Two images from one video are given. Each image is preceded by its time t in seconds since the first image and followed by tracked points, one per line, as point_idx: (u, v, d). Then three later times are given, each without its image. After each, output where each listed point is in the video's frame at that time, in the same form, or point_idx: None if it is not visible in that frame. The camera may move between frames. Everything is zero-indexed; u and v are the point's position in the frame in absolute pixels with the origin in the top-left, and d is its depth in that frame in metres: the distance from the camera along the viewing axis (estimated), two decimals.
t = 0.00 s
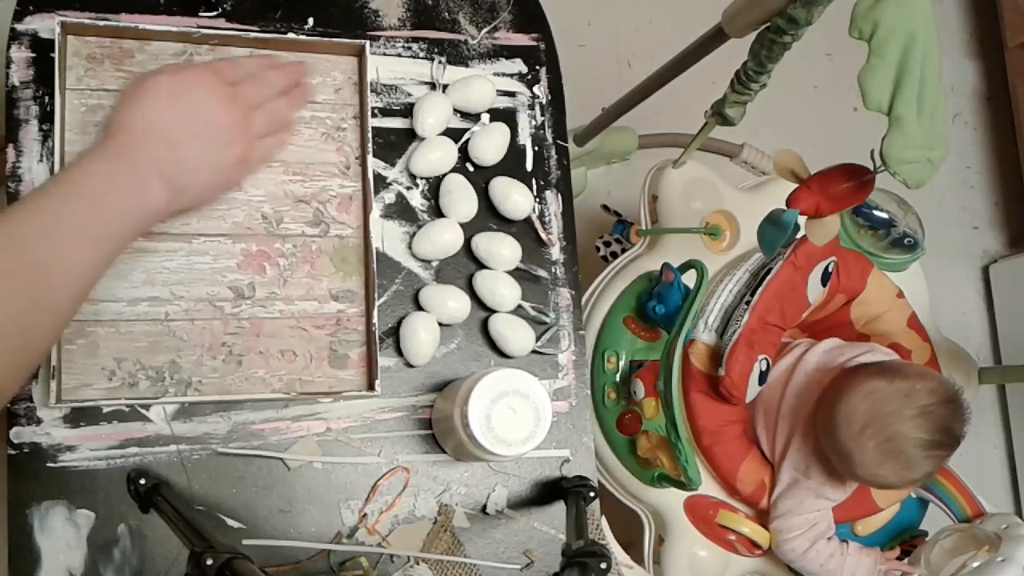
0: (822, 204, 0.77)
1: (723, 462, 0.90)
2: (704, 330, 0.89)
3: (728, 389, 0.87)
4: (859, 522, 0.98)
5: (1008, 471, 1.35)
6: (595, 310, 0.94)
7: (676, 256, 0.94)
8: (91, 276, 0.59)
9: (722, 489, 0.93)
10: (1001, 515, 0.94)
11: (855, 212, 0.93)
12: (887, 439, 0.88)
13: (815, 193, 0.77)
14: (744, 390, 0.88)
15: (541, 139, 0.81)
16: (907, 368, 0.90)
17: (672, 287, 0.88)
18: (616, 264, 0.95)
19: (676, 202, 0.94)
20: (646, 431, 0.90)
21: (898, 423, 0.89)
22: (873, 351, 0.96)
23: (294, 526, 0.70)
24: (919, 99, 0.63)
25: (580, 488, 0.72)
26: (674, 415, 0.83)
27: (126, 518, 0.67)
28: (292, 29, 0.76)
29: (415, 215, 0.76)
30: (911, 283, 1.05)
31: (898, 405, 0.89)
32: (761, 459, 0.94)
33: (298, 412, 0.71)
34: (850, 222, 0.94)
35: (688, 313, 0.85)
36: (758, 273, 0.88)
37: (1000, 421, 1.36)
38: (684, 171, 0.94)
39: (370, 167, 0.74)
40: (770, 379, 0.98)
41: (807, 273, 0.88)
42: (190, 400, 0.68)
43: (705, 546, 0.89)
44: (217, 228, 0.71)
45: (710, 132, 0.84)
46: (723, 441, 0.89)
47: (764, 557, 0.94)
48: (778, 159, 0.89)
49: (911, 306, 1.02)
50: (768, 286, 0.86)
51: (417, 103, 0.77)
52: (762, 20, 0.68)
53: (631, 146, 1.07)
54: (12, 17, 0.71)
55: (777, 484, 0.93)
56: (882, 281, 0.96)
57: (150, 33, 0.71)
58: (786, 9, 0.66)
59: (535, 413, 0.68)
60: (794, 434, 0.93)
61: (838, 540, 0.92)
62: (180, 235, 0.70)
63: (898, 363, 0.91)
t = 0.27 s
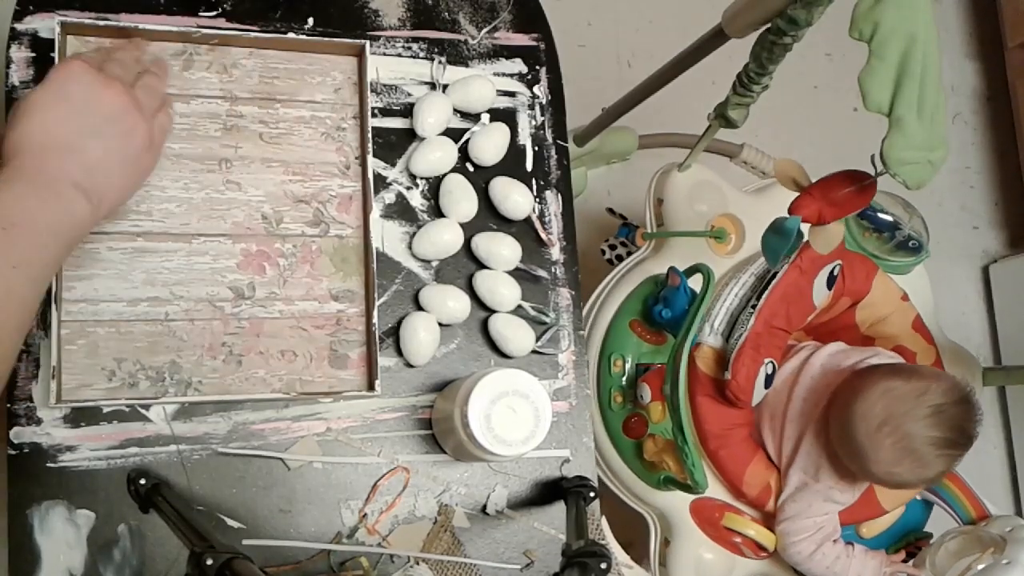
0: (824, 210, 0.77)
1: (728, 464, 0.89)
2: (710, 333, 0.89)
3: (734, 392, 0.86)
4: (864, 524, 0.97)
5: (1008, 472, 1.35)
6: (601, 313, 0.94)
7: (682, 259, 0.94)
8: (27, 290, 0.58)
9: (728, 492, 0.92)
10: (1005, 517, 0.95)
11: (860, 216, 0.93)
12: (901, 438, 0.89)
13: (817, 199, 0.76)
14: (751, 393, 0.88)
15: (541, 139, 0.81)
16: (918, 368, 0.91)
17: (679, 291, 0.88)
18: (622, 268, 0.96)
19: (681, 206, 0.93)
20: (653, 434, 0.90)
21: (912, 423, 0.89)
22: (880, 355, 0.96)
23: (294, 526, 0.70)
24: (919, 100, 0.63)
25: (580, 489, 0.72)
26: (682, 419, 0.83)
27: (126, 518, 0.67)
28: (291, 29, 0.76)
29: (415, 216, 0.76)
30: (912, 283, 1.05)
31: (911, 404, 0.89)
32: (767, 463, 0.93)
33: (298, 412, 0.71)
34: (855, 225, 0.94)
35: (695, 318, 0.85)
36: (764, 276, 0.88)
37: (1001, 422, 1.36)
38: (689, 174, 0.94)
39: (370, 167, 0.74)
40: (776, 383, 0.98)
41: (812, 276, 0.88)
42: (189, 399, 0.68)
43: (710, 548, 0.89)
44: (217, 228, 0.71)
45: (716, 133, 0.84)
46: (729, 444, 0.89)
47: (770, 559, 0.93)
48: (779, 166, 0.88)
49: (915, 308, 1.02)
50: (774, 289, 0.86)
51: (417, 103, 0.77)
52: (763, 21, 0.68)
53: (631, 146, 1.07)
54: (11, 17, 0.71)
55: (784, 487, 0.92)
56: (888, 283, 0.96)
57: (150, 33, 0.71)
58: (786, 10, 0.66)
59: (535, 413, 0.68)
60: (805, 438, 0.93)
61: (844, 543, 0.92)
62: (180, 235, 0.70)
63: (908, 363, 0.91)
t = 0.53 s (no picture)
0: (822, 207, 0.77)
1: (730, 466, 0.89)
2: (711, 336, 0.89)
3: (734, 396, 0.86)
4: (866, 526, 0.97)
5: (1008, 472, 1.35)
6: (601, 318, 0.94)
7: (682, 263, 0.94)
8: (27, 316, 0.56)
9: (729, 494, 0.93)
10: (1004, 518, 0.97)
11: (859, 217, 0.93)
12: (904, 425, 0.89)
13: (815, 197, 0.76)
14: (751, 397, 0.88)
15: (541, 139, 0.81)
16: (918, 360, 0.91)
17: (678, 295, 0.88)
18: (622, 271, 0.95)
19: (681, 209, 0.94)
20: (653, 438, 0.90)
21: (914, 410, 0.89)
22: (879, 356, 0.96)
23: (294, 526, 0.70)
24: (919, 102, 0.63)
25: (580, 488, 0.73)
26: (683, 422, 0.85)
27: (126, 518, 0.67)
28: (292, 29, 0.76)
29: (415, 216, 0.76)
30: (911, 284, 1.05)
31: (913, 392, 0.89)
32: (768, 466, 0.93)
33: (298, 412, 0.71)
34: (855, 227, 0.94)
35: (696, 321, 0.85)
36: (763, 279, 0.88)
37: (1001, 422, 1.36)
38: (689, 178, 0.94)
39: (371, 167, 0.74)
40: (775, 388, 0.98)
41: (812, 279, 0.88)
42: (189, 399, 0.68)
43: (712, 551, 0.89)
44: (216, 228, 0.71)
45: (716, 134, 0.84)
46: (730, 446, 0.89)
47: (771, 561, 0.93)
48: (779, 161, 0.87)
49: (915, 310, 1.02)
50: (774, 291, 0.86)
51: (417, 103, 0.77)
52: (763, 22, 0.68)
53: (630, 146, 1.07)
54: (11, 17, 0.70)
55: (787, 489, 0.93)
56: (887, 286, 0.96)
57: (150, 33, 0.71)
58: (785, 12, 0.66)
59: (534, 413, 0.68)
60: (808, 439, 0.93)
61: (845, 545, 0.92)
62: (180, 235, 0.70)
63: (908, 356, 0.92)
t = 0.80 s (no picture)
0: (823, 209, 0.77)
1: (725, 462, 0.89)
2: (706, 331, 0.89)
3: (729, 391, 0.87)
4: (860, 523, 0.97)
5: (1008, 471, 1.35)
6: (597, 315, 0.93)
7: (678, 259, 0.94)
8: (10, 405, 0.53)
9: (726, 491, 0.93)
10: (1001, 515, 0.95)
11: (856, 214, 0.93)
12: (895, 425, 0.89)
13: (816, 199, 0.77)
14: (746, 392, 0.88)
15: (541, 139, 0.81)
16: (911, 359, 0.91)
17: (674, 291, 0.88)
18: (619, 267, 0.96)
19: (678, 206, 0.94)
20: (648, 433, 0.90)
21: (906, 410, 0.89)
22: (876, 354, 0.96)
23: (294, 526, 0.70)
24: (919, 101, 0.63)
25: (580, 488, 0.72)
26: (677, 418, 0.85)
27: (126, 518, 0.67)
28: (292, 30, 0.76)
29: (415, 215, 0.76)
30: (911, 283, 1.05)
31: (905, 392, 0.89)
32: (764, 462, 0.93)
33: (298, 413, 0.71)
34: (852, 224, 0.94)
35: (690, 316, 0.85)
36: (759, 275, 0.88)
37: (1001, 421, 1.36)
38: (686, 174, 0.94)
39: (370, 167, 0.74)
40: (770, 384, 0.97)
41: (809, 275, 0.88)
42: (190, 399, 0.68)
43: (707, 547, 0.89)
44: (216, 228, 0.71)
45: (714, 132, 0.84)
46: (726, 442, 0.89)
47: (767, 558, 0.94)
48: (779, 163, 0.91)
49: (912, 307, 1.02)
50: (770, 287, 0.86)
51: (417, 103, 0.77)
52: (763, 21, 0.68)
53: (631, 146, 1.07)
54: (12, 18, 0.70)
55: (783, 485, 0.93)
56: (884, 283, 0.96)
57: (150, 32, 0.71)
58: (785, 11, 0.66)
59: (535, 413, 0.68)
60: (804, 436, 0.93)
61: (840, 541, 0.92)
62: (180, 235, 0.70)
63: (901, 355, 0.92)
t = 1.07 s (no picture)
0: (823, 207, 0.77)
1: (722, 462, 0.90)
2: (704, 331, 0.89)
3: (727, 390, 0.87)
4: (860, 522, 0.97)
5: (1007, 471, 1.35)
6: (596, 313, 0.94)
7: (677, 258, 0.94)
8: None
9: (724, 490, 0.93)
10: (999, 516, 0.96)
11: (855, 214, 0.92)
12: (892, 433, 0.89)
13: (816, 196, 0.77)
14: (744, 392, 0.88)
15: (542, 138, 0.81)
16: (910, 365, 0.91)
17: (672, 290, 0.88)
18: (618, 266, 0.96)
19: (677, 205, 0.94)
20: (646, 433, 0.90)
21: (903, 417, 0.89)
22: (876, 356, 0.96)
23: (294, 526, 0.70)
24: (919, 100, 0.63)
25: (580, 488, 0.73)
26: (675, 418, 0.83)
27: (126, 518, 0.67)
28: (291, 29, 0.76)
29: (415, 215, 0.76)
30: (910, 282, 1.05)
31: (902, 399, 0.89)
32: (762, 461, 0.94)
33: (298, 412, 0.71)
34: (850, 224, 0.93)
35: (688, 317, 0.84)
36: (757, 275, 0.88)
37: (1000, 421, 1.36)
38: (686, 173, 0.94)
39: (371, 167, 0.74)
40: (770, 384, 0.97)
41: (806, 275, 0.87)
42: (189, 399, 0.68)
43: (706, 547, 0.89)
44: (216, 228, 0.71)
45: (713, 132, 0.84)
46: (722, 443, 0.90)
47: (765, 557, 0.94)
48: (779, 161, 0.88)
49: (911, 307, 1.02)
50: (767, 287, 0.85)
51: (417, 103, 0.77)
52: (763, 21, 0.68)
53: (631, 145, 1.07)
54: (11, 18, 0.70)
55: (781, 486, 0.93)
56: (882, 281, 0.96)
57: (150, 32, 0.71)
58: (786, 10, 0.66)
59: (534, 413, 0.68)
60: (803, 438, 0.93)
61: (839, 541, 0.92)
62: (180, 235, 0.70)
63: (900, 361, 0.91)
